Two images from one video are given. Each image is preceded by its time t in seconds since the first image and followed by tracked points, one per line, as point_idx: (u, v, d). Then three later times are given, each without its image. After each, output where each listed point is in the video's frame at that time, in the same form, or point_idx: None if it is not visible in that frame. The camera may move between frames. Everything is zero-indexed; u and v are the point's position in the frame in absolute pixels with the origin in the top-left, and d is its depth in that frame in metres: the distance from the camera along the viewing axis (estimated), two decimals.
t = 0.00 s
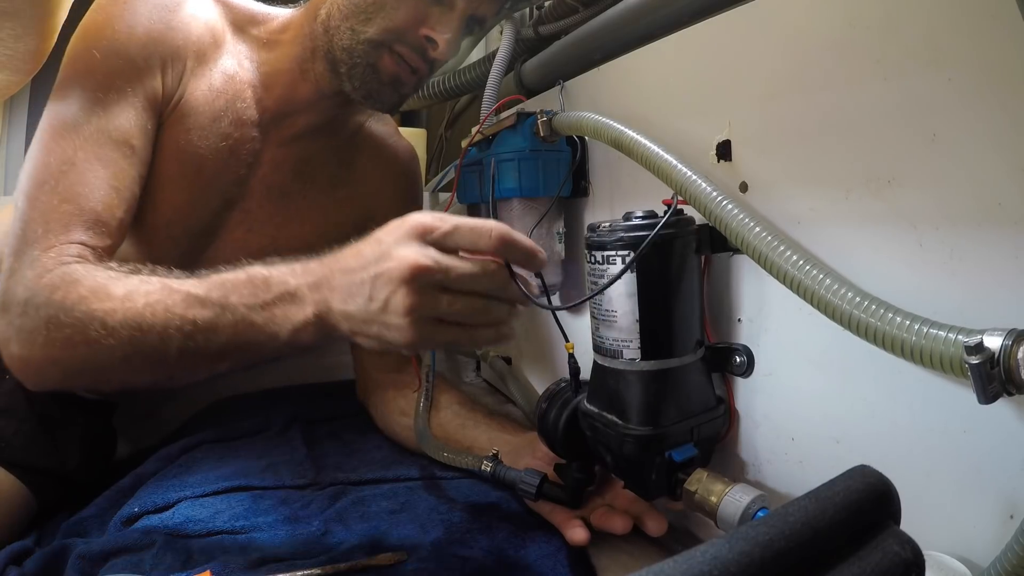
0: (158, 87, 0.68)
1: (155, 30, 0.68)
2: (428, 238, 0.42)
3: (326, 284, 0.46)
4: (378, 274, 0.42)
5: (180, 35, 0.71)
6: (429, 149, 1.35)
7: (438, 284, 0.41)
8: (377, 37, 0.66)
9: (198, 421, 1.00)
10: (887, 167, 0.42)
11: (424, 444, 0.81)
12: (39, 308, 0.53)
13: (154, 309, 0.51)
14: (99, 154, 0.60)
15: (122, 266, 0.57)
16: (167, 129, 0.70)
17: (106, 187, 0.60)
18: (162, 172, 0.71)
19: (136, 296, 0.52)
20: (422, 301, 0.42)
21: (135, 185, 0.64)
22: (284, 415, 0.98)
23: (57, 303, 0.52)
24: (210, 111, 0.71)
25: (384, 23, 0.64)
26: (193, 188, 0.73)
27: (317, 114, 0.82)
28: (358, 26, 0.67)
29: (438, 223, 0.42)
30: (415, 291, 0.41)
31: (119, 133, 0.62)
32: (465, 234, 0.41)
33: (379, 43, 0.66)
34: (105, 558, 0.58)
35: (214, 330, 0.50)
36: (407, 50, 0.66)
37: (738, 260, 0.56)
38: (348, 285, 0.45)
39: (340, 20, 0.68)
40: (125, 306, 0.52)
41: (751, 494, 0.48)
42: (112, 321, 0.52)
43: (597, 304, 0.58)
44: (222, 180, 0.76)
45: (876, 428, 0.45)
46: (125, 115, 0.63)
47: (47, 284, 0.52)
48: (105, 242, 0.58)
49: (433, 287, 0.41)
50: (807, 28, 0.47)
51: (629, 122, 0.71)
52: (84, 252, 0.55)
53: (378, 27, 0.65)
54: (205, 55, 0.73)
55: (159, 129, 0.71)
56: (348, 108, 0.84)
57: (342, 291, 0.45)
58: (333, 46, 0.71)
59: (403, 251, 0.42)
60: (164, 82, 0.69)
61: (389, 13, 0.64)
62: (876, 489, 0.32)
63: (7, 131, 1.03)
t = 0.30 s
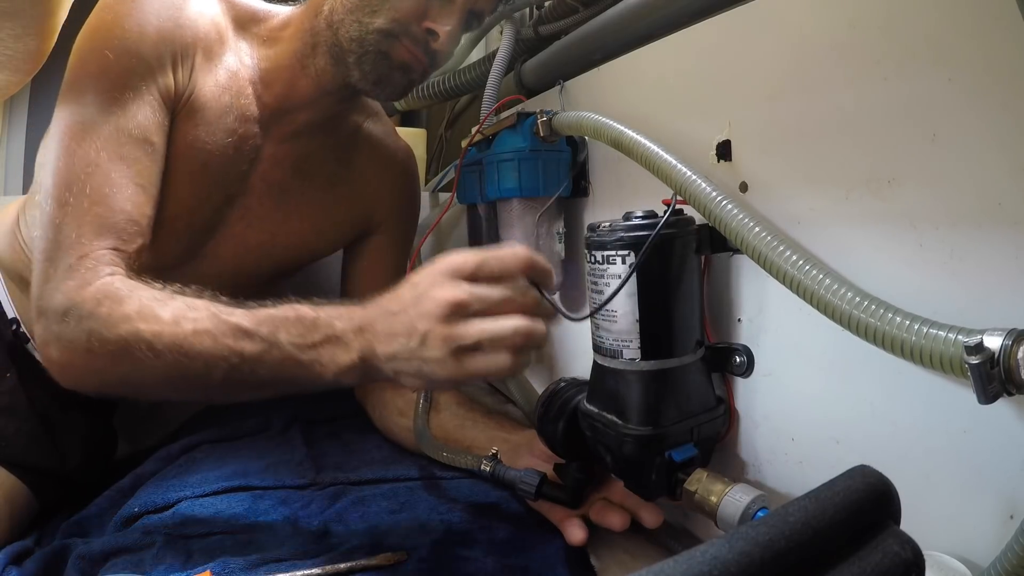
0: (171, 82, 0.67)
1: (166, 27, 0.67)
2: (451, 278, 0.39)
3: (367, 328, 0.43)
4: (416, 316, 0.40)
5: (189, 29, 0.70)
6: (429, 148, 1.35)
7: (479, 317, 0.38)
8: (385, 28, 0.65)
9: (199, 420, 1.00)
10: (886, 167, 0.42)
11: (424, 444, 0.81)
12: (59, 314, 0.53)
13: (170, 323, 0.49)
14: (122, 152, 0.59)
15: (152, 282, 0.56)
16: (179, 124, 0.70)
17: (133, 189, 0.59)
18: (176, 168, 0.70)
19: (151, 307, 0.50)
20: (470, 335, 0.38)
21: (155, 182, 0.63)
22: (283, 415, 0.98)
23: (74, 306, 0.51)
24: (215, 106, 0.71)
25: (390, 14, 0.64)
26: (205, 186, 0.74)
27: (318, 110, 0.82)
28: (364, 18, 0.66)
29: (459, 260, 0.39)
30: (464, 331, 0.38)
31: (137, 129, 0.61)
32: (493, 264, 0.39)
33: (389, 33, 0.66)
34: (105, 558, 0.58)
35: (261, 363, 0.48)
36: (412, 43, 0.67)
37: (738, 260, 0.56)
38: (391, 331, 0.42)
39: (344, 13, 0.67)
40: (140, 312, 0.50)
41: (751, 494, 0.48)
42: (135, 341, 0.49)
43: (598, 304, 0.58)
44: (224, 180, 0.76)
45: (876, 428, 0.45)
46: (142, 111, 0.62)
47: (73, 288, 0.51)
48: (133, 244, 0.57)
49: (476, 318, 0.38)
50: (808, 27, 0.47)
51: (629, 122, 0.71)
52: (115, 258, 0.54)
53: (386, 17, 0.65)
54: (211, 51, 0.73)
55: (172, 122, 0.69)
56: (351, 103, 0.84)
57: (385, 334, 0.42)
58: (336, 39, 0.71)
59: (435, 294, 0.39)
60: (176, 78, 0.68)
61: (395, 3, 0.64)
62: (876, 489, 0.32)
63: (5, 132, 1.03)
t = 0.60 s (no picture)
0: (157, 72, 0.70)
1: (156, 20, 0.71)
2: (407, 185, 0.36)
3: (281, 251, 0.36)
4: (356, 242, 0.37)
5: (181, 25, 0.73)
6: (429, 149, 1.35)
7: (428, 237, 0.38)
8: (372, 10, 0.66)
9: (198, 420, 1.00)
10: (887, 166, 0.42)
11: (424, 444, 0.81)
12: None
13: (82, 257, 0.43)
14: (88, 124, 0.60)
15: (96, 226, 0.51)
16: (163, 114, 0.72)
17: (98, 159, 0.58)
18: (158, 158, 0.71)
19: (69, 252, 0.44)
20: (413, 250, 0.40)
21: (126, 162, 0.64)
22: (283, 414, 0.98)
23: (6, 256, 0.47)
24: (208, 103, 0.71)
25: None
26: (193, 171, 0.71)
27: (318, 105, 0.81)
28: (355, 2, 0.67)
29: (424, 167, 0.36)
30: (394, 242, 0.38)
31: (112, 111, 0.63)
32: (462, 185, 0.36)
33: (376, 15, 0.66)
34: (105, 558, 0.58)
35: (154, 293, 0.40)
36: (400, 22, 0.65)
37: (739, 259, 0.56)
38: (313, 255, 0.36)
39: None
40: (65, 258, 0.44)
41: (751, 494, 0.48)
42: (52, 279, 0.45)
43: (598, 304, 0.58)
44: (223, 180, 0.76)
45: (877, 427, 0.45)
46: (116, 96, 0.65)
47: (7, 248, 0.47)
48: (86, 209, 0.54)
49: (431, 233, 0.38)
50: (807, 26, 0.47)
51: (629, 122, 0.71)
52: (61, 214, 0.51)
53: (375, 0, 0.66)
54: (205, 48, 0.74)
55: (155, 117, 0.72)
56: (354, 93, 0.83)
57: (306, 262, 0.37)
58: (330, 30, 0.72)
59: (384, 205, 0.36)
60: (164, 69, 0.71)
61: None
62: (875, 489, 0.32)
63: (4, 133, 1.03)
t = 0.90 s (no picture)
0: (143, 76, 0.70)
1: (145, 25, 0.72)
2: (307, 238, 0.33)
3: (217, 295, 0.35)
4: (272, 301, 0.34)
5: (170, 31, 0.74)
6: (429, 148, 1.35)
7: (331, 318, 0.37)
8: (362, 9, 0.69)
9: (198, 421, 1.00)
10: (887, 167, 0.42)
11: (424, 444, 0.81)
12: None
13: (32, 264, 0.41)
14: (68, 126, 0.61)
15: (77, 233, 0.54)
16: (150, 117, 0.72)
17: (74, 160, 0.60)
18: (148, 160, 0.72)
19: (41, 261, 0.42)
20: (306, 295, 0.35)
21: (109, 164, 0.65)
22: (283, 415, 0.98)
23: None
24: (201, 103, 0.71)
25: None
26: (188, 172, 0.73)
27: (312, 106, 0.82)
28: None
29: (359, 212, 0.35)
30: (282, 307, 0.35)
31: (94, 112, 0.64)
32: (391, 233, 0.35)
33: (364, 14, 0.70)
34: (105, 558, 0.58)
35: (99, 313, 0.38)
36: (391, 19, 0.70)
37: (738, 259, 0.56)
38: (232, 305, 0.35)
39: None
40: (53, 273, 0.41)
41: (751, 494, 0.48)
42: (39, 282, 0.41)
43: (598, 304, 0.57)
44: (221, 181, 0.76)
45: (876, 428, 0.45)
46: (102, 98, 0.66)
47: None
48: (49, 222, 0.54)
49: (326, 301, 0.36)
50: (806, 26, 0.47)
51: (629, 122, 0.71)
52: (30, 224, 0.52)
53: None
54: (197, 49, 0.75)
55: (144, 121, 0.72)
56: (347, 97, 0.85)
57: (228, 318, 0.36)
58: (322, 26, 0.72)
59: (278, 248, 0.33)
60: (150, 72, 0.71)
61: None
62: (876, 489, 0.32)
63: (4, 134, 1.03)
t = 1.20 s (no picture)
0: (147, 89, 0.69)
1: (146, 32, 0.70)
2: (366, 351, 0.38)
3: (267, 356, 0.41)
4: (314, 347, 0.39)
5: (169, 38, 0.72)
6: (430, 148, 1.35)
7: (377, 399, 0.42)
8: (367, 28, 0.65)
9: (199, 420, 1.00)
10: (886, 167, 0.42)
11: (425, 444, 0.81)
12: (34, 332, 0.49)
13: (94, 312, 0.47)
14: (86, 162, 0.62)
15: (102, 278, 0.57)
16: (158, 132, 0.71)
17: (91, 195, 0.61)
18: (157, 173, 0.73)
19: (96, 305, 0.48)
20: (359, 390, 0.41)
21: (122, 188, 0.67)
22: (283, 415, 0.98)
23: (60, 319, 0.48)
24: (200, 108, 0.72)
25: (374, 13, 0.63)
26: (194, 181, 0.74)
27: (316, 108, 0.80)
28: (350, 18, 0.65)
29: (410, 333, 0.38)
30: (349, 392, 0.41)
31: (104, 139, 0.64)
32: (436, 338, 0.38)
33: (370, 33, 0.65)
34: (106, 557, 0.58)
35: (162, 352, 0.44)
36: (401, 37, 0.65)
37: (738, 260, 0.56)
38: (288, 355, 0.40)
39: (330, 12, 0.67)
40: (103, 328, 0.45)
41: (751, 494, 0.48)
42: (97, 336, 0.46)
43: (598, 304, 0.58)
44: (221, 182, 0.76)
45: (875, 428, 0.45)
46: (111, 122, 0.65)
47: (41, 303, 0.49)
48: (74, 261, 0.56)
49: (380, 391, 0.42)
50: (806, 27, 0.47)
51: (629, 121, 0.71)
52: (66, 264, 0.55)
53: (370, 17, 0.64)
54: (195, 58, 0.74)
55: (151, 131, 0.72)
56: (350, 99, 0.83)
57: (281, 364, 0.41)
58: (326, 40, 0.70)
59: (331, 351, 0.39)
60: (150, 87, 0.70)
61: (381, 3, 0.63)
62: (875, 489, 0.33)
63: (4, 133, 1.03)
